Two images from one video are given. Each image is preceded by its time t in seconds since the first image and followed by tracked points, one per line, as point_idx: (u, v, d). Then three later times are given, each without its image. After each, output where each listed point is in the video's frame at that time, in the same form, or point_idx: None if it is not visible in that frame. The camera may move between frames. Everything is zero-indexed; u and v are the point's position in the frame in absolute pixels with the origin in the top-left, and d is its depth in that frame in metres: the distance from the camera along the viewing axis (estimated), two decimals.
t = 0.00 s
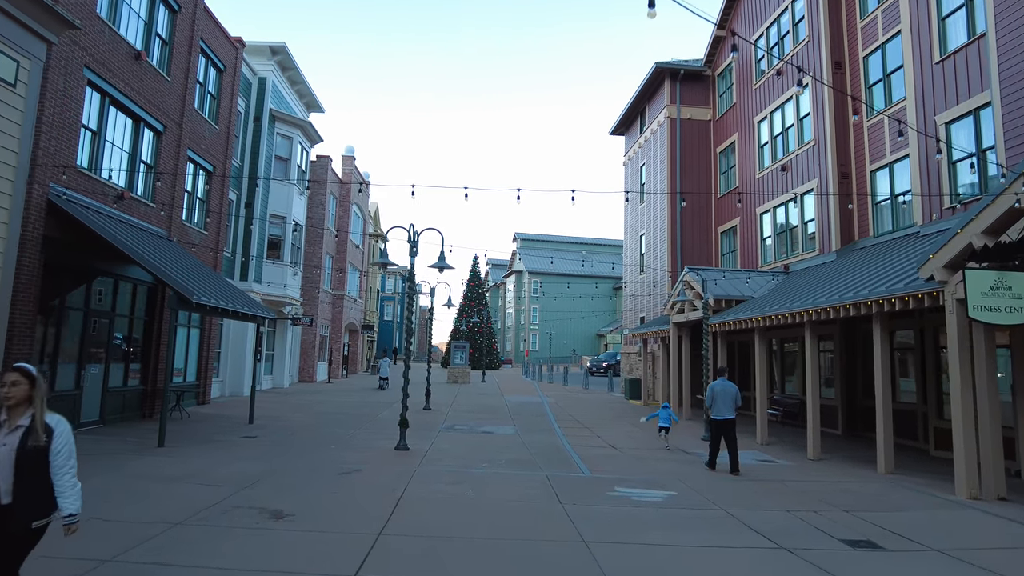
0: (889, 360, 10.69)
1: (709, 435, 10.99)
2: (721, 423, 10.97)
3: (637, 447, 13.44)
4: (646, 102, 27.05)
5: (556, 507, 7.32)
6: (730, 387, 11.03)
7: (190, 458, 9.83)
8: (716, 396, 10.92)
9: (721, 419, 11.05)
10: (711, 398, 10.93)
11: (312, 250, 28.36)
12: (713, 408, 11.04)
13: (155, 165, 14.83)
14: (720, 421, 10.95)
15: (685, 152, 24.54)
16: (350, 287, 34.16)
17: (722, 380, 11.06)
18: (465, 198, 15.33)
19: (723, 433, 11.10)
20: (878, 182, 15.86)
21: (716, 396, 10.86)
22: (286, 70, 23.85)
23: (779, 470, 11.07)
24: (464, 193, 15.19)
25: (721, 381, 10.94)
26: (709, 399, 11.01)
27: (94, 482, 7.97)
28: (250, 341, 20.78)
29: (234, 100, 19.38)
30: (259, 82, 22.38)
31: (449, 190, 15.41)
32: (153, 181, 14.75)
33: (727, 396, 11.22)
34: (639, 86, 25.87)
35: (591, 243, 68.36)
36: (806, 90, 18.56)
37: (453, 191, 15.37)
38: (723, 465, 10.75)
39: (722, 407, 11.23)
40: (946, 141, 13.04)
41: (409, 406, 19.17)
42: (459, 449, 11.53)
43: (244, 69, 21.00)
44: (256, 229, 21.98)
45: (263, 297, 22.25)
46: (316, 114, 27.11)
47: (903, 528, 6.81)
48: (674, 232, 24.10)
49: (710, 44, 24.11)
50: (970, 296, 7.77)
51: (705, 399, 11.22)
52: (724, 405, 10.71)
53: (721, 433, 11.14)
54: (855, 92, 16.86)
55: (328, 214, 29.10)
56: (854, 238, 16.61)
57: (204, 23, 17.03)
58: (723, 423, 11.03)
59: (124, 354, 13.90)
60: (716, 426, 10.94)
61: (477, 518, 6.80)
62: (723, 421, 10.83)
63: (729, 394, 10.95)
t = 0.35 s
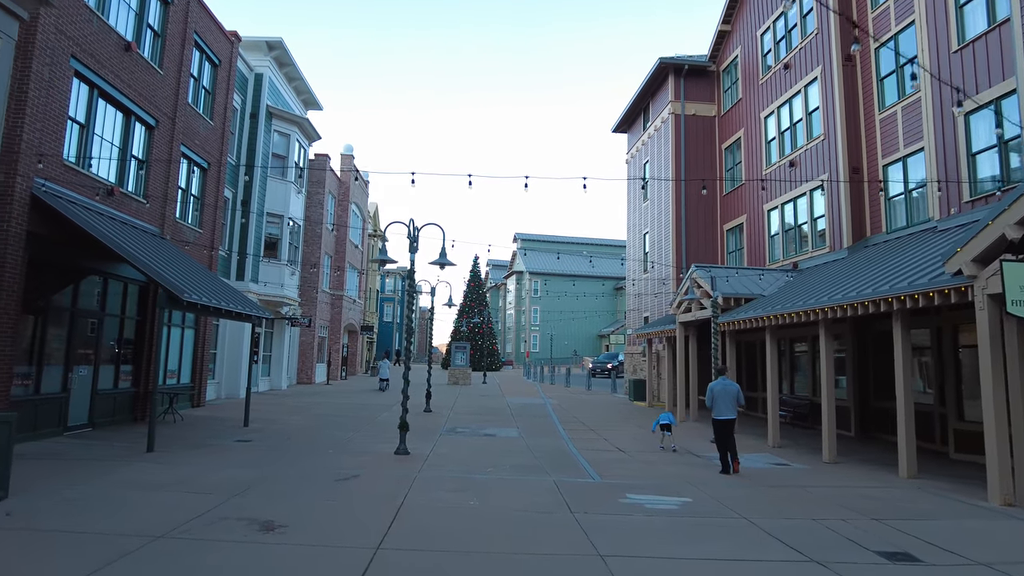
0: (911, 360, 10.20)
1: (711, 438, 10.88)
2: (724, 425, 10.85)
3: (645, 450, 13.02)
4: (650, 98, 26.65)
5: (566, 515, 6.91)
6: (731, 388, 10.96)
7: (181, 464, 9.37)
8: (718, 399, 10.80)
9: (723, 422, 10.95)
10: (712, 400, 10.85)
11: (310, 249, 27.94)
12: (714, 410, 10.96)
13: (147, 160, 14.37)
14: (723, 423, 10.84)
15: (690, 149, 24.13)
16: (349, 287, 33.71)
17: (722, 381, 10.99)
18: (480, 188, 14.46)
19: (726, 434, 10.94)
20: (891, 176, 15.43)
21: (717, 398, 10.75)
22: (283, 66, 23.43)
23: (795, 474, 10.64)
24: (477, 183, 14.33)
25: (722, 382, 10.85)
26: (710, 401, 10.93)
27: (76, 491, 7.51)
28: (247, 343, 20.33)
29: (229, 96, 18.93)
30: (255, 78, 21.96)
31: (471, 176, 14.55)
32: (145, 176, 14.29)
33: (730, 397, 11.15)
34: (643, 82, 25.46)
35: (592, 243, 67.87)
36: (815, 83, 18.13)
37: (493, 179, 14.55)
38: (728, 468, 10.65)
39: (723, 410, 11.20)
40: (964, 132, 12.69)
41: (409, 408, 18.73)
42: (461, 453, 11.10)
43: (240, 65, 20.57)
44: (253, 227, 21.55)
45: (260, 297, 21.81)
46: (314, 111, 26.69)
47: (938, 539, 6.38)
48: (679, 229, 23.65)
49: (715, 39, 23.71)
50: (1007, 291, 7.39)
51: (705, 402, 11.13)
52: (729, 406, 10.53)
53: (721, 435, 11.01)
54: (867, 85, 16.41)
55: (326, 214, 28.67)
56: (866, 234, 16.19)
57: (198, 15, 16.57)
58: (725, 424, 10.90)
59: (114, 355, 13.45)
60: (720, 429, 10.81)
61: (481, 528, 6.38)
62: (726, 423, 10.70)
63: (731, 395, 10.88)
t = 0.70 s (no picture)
0: (934, 368, 9.69)
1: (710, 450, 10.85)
2: (726, 437, 10.72)
3: (653, 460, 12.56)
4: (653, 99, 26.28)
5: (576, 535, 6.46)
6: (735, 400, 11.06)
7: (169, 477, 8.90)
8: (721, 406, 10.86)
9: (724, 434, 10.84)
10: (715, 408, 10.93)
11: (309, 252, 27.53)
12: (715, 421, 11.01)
13: (139, 158, 13.95)
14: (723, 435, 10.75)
15: (695, 151, 23.71)
16: (348, 290, 33.28)
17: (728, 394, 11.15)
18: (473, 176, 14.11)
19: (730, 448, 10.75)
20: (905, 176, 15.04)
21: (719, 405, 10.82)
22: (282, 64, 23.07)
23: (812, 486, 10.20)
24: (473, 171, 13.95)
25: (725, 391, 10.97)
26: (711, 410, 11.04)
27: (56, 509, 7.04)
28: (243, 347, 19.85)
29: (225, 94, 18.51)
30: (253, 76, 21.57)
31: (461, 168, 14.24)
32: (137, 175, 13.87)
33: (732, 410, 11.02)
34: (647, 82, 25.08)
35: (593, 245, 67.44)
36: (824, 82, 17.73)
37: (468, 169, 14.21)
38: (730, 485, 10.29)
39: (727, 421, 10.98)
40: (985, 130, 12.46)
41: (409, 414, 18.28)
42: (463, 464, 10.64)
43: (237, 62, 20.17)
44: (250, 229, 21.12)
45: (257, 300, 21.36)
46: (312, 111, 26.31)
47: (978, 562, 5.94)
48: (684, 231, 23.23)
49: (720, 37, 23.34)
50: None
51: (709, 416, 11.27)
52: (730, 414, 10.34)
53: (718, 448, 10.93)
54: (880, 82, 16.01)
55: (325, 215, 28.24)
56: (879, 236, 15.77)
57: (193, 10, 16.15)
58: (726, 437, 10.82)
59: (104, 360, 13.00)
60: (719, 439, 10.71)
61: (486, 551, 5.93)
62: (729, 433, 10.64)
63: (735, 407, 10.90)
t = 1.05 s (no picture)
0: (960, 369, 9.21)
1: (714, 451, 10.68)
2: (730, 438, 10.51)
3: (661, 465, 12.08)
4: (657, 96, 25.86)
5: (589, 549, 5.96)
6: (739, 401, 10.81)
7: (152, 485, 8.39)
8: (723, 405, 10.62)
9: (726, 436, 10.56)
10: (717, 407, 10.74)
11: (306, 253, 27.05)
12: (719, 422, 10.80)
13: (128, 153, 13.47)
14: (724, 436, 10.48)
15: (699, 149, 23.27)
16: (346, 292, 32.82)
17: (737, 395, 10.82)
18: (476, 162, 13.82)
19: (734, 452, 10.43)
20: (919, 171, 14.59)
21: (719, 403, 10.60)
22: (278, 61, 22.60)
23: (831, 492, 9.70)
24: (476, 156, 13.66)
25: (729, 390, 10.70)
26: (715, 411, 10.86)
27: (26, 521, 6.53)
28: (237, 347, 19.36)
29: (218, 89, 18.03)
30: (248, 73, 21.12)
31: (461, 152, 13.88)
32: (126, 170, 13.39)
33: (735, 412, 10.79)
34: (650, 79, 24.66)
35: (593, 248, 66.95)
36: (834, 76, 17.28)
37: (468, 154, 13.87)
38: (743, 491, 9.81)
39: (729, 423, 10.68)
40: (1006, 120, 12.12)
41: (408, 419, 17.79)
42: (464, 470, 10.14)
43: (231, 58, 19.70)
44: (246, 229, 20.66)
45: (252, 302, 20.86)
46: (310, 109, 25.88)
47: None
48: (688, 232, 22.76)
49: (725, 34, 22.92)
50: None
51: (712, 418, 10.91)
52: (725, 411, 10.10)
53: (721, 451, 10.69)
54: (893, 75, 15.53)
55: (323, 216, 27.80)
56: (892, 234, 15.29)
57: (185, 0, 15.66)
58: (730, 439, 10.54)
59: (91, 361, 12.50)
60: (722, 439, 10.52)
61: (492, 566, 5.42)
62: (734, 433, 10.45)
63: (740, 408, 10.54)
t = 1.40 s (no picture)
0: (995, 364, 8.75)
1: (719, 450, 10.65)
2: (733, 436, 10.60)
3: (676, 466, 11.65)
4: (662, 90, 25.39)
5: (612, 561, 5.51)
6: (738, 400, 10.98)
7: (145, 492, 7.95)
8: (725, 404, 10.79)
9: (730, 435, 10.60)
10: (721, 405, 10.77)
11: (307, 252, 26.62)
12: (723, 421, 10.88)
13: (121, 148, 13.03)
14: (726, 434, 10.54)
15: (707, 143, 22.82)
16: (348, 291, 32.40)
17: (743, 395, 10.90)
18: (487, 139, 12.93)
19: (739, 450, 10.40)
20: (939, 161, 14.13)
21: (721, 401, 10.80)
22: (276, 56, 22.15)
23: (857, 494, 9.27)
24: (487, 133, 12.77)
25: (731, 390, 10.89)
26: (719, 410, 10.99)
27: (6, 533, 6.08)
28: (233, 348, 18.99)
29: (215, 84, 17.61)
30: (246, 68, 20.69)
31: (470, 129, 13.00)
32: (119, 166, 12.95)
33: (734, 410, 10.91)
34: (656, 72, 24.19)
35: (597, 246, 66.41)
36: (847, 65, 16.79)
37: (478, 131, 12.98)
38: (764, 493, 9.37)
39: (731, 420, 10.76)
40: None
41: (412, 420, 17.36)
42: (471, 473, 9.70)
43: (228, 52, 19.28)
44: (246, 228, 20.25)
45: (252, 301, 20.45)
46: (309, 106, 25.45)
47: None
48: (697, 227, 22.29)
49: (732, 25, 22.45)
50: None
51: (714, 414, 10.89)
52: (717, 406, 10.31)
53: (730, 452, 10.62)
54: (909, 62, 15.05)
55: (324, 215, 27.39)
56: (911, 226, 14.83)
57: None
58: (734, 439, 10.57)
59: (84, 363, 12.09)
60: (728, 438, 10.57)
61: None
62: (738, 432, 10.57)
63: (740, 405, 10.61)
